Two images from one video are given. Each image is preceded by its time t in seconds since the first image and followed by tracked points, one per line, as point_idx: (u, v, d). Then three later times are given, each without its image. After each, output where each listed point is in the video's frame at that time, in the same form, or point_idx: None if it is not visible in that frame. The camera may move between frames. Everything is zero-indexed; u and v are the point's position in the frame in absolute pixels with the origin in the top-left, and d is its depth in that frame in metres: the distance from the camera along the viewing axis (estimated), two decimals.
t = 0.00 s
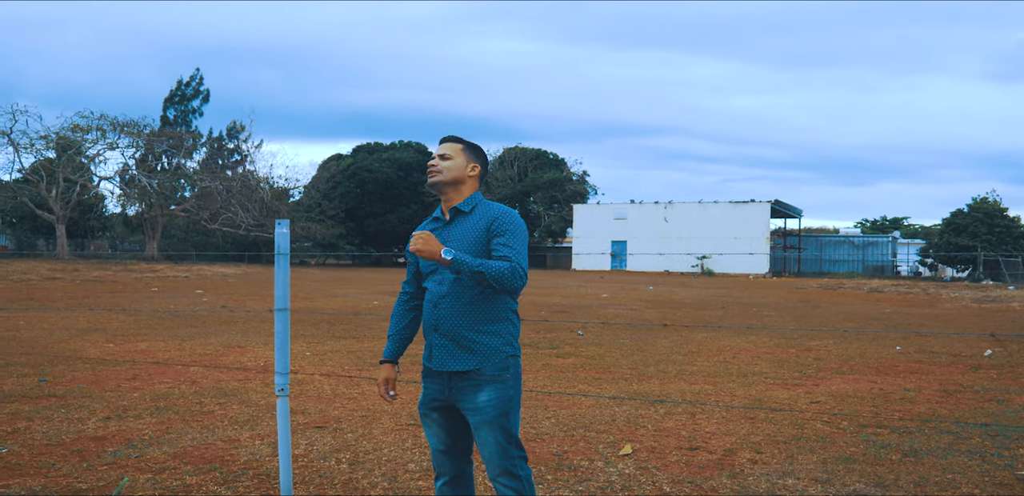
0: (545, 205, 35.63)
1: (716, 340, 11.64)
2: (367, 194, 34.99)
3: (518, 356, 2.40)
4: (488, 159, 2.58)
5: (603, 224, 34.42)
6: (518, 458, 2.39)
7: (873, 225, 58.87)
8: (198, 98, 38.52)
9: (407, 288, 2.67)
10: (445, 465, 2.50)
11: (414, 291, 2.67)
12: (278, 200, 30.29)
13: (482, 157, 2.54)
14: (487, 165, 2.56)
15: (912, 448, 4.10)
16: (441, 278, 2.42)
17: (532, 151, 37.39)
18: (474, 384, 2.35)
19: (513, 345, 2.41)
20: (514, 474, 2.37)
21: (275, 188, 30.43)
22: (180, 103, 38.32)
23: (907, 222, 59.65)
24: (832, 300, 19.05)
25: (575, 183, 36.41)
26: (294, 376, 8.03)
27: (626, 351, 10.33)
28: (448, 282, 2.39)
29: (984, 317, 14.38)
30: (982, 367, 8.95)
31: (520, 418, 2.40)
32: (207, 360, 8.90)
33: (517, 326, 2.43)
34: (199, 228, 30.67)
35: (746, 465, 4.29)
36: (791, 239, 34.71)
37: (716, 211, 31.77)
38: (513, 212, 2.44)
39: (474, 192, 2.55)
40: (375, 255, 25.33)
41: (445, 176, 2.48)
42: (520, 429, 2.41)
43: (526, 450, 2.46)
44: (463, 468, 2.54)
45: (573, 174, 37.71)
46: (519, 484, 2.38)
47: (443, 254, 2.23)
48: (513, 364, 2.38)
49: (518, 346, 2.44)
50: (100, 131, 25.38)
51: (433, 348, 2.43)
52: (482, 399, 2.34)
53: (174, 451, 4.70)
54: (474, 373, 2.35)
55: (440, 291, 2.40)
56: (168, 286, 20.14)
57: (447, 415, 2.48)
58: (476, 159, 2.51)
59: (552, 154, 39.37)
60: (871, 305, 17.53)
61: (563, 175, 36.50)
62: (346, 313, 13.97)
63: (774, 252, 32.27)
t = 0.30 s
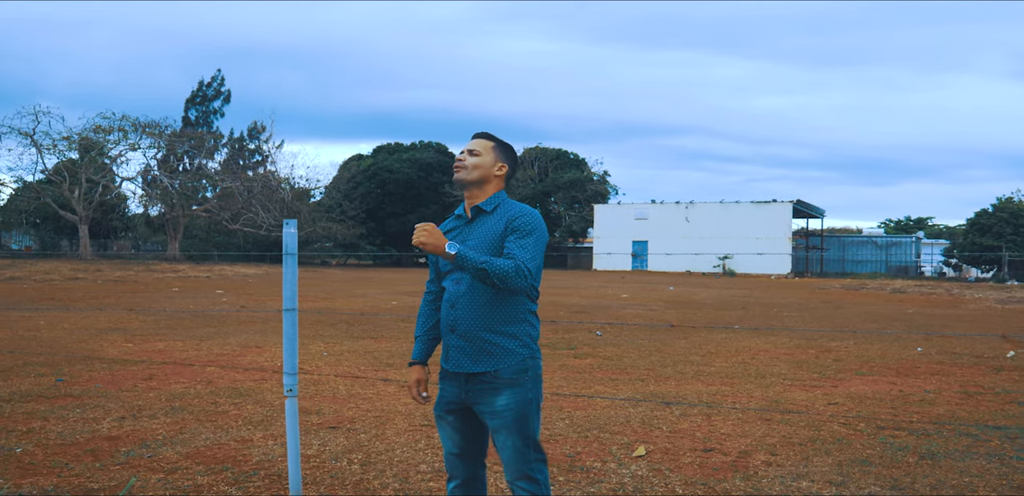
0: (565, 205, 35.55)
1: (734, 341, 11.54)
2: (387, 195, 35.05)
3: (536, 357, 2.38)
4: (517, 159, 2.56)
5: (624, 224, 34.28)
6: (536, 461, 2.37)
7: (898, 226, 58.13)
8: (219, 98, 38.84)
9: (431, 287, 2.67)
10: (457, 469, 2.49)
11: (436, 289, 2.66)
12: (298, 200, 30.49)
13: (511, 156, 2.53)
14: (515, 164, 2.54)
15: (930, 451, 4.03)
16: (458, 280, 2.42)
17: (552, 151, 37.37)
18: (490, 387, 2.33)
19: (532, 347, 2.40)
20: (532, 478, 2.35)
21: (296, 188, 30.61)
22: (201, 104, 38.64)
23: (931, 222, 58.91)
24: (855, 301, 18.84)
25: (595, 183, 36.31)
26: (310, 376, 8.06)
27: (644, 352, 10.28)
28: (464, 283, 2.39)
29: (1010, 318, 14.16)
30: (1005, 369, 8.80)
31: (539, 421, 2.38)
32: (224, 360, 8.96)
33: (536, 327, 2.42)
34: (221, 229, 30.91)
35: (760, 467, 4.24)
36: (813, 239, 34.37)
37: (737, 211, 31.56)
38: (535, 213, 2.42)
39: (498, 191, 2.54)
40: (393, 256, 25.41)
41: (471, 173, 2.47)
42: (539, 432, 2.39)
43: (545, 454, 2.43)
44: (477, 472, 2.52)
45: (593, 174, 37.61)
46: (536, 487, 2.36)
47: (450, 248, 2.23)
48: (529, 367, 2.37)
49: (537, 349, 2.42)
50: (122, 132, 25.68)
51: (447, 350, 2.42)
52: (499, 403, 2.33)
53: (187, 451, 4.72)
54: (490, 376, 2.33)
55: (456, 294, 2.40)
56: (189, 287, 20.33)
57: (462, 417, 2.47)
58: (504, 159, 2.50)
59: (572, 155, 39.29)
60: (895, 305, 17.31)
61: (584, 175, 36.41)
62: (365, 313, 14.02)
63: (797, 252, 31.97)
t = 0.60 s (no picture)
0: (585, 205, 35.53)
1: (753, 341, 11.46)
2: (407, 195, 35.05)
3: (562, 361, 2.37)
4: (553, 158, 2.56)
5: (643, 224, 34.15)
6: (559, 464, 2.36)
7: (920, 226, 57.44)
8: (240, 100, 39.12)
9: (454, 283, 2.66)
10: (472, 472, 2.46)
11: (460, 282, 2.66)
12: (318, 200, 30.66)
13: (548, 156, 2.52)
14: (550, 164, 2.53)
15: (948, 453, 3.98)
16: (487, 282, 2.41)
17: (571, 151, 37.38)
18: (516, 390, 2.33)
19: (559, 351, 2.39)
20: (552, 483, 2.33)
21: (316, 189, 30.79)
22: (222, 105, 38.96)
23: (955, 222, 58.19)
24: (875, 301, 18.66)
25: (614, 182, 36.23)
26: (325, 376, 8.09)
27: (661, 352, 10.23)
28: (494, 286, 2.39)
29: None
30: None
31: (563, 426, 2.36)
32: (242, 359, 9.02)
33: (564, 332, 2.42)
34: (242, 229, 31.09)
35: (774, 469, 4.20)
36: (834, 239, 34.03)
37: (757, 211, 31.34)
38: (569, 217, 2.42)
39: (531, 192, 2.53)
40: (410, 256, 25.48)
41: (507, 174, 2.46)
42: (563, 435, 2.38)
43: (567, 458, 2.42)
44: (491, 476, 2.49)
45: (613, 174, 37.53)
46: (558, 490, 2.34)
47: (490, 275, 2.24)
48: (556, 370, 2.36)
49: (565, 352, 2.42)
50: (144, 133, 26.01)
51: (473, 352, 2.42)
52: (524, 406, 2.32)
53: (202, 451, 4.75)
54: (516, 378, 2.33)
55: (484, 296, 2.40)
56: (209, 287, 20.49)
57: (483, 420, 2.46)
58: (541, 160, 2.49)
59: (592, 155, 39.22)
60: (916, 306, 17.12)
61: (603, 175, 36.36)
62: (383, 313, 14.06)
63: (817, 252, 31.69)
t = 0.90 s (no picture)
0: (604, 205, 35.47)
1: (770, 341, 11.39)
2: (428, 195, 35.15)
3: (585, 364, 2.41)
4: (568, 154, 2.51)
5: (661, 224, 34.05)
6: (576, 465, 2.38)
7: (943, 225, 56.75)
8: (262, 102, 39.42)
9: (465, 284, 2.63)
10: (483, 472, 2.45)
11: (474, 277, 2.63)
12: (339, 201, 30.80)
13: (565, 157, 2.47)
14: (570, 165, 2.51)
15: (962, 453, 3.95)
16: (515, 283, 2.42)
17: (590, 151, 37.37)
18: (539, 389, 2.35)
19: (583, 355, 2.43)
20: (569, 483, 2.35)
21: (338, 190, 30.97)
22: (244, 106, 39.30)
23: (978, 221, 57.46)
24: (896, 301, 18.49)
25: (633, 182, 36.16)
26: (342, 376, 8.14)
27: (677, 352, 10.20)
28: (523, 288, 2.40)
29: None
30: None
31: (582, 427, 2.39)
32: (260, 359, 9.10)
33: (588, 337, 2.45)
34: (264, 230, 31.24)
35: (786, 469, 4.18)
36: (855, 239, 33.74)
37: (776, 211, 31.13)
38: (601, 225, 2.47)
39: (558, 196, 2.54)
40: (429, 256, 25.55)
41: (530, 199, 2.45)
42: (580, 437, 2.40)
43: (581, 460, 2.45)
44: (500, 477, 2.49)
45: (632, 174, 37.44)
46: (573, 490, 2.36)
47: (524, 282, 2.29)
48: (579, 372, 2.39)
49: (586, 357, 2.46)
50: (168, 135, 26.30)
51: (497, 350, 2.43)
52: (547, 406, 2.34)
53: (218, 449, 4.80)
54: (541, 378, 2.35)
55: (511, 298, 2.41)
56: (232, 287, 20.66)
57: (499, 420, 2.46)
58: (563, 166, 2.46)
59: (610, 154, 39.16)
60: (937, 306, 16.94)
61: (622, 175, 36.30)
62: (402, 313, 14.12)
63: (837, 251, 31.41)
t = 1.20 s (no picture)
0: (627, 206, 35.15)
1: (790, 342, 11.33)
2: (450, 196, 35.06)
3: (601, 365, 2.43)
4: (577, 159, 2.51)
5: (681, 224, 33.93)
6: (590, 465, 2.40)
7: (969, 224, 55.92)
8: (287, 103, 39.72)
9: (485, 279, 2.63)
10: (495, 470, 2.47)
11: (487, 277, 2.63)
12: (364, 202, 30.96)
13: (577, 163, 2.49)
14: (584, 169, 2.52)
15: (979, 456, 3.91)
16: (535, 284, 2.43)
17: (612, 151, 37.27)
18: (557, 389, 2.36)
19: (600, 356, 2.45)
20: (583, 482, 2.37)
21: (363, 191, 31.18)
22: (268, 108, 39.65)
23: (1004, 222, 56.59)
24: (919, 301, 18.30)
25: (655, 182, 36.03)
26: (360, 375, 8.21)
27: (696, 353, 10.18)
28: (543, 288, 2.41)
29: None
30: None
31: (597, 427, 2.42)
32: (281, 358, 9.20)
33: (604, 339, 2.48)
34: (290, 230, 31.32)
35: (799, 470, 4.17)
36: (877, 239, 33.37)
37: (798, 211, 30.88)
38: (621, 227, 2.50)
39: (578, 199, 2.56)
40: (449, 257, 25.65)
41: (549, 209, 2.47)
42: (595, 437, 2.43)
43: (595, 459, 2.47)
44: (512, 476, 2.50)
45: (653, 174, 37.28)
46: (587, 490, 2.38)
47: (555, 250, 2.30)
48: (595, 372, 2.40)
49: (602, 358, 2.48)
50: (195, 136, 26.67)
51: (515, 349, 2.44)
52: (565, 405, 2.36)
53: (237, 446, 4.87)
54: (559, 378, 2.36)
55: (532, 298, 2.41)
56: (256, 287, 20.87)
57: (514, 419, 2.48)
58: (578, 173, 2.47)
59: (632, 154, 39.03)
60: (962, 306, 16.75)
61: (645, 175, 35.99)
62: (423, 313, 14.19)
63: (860, 252, 31.08)
